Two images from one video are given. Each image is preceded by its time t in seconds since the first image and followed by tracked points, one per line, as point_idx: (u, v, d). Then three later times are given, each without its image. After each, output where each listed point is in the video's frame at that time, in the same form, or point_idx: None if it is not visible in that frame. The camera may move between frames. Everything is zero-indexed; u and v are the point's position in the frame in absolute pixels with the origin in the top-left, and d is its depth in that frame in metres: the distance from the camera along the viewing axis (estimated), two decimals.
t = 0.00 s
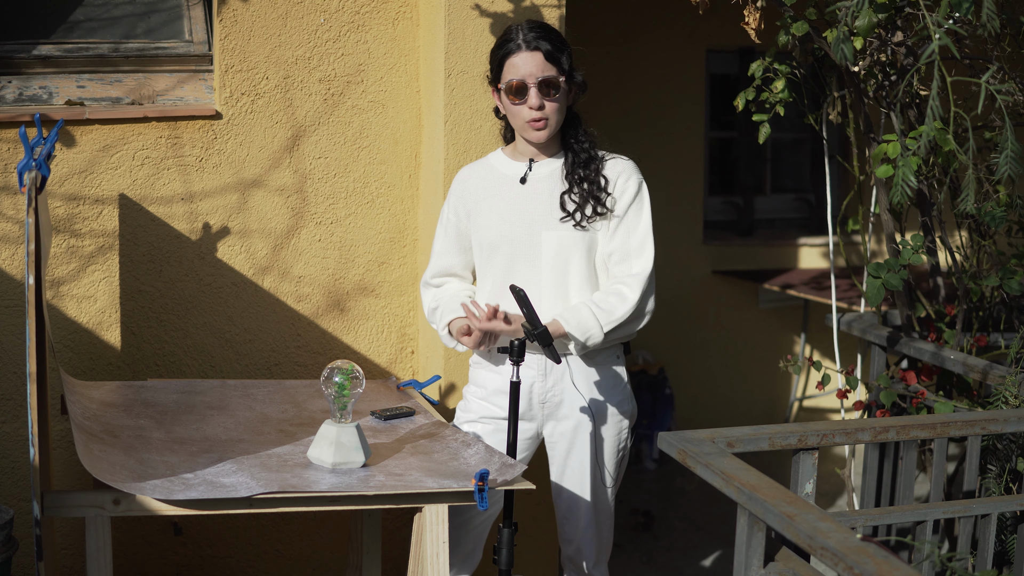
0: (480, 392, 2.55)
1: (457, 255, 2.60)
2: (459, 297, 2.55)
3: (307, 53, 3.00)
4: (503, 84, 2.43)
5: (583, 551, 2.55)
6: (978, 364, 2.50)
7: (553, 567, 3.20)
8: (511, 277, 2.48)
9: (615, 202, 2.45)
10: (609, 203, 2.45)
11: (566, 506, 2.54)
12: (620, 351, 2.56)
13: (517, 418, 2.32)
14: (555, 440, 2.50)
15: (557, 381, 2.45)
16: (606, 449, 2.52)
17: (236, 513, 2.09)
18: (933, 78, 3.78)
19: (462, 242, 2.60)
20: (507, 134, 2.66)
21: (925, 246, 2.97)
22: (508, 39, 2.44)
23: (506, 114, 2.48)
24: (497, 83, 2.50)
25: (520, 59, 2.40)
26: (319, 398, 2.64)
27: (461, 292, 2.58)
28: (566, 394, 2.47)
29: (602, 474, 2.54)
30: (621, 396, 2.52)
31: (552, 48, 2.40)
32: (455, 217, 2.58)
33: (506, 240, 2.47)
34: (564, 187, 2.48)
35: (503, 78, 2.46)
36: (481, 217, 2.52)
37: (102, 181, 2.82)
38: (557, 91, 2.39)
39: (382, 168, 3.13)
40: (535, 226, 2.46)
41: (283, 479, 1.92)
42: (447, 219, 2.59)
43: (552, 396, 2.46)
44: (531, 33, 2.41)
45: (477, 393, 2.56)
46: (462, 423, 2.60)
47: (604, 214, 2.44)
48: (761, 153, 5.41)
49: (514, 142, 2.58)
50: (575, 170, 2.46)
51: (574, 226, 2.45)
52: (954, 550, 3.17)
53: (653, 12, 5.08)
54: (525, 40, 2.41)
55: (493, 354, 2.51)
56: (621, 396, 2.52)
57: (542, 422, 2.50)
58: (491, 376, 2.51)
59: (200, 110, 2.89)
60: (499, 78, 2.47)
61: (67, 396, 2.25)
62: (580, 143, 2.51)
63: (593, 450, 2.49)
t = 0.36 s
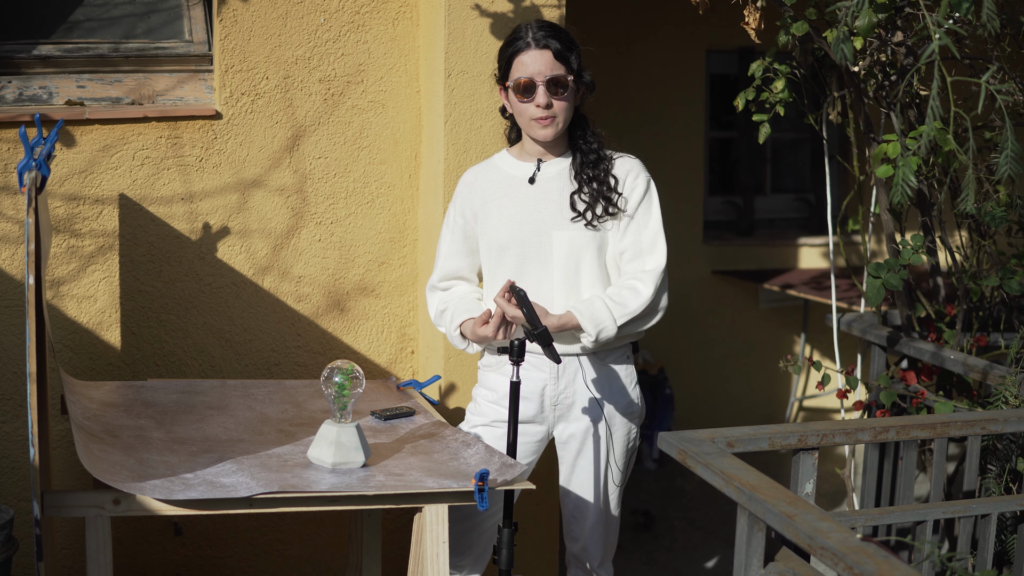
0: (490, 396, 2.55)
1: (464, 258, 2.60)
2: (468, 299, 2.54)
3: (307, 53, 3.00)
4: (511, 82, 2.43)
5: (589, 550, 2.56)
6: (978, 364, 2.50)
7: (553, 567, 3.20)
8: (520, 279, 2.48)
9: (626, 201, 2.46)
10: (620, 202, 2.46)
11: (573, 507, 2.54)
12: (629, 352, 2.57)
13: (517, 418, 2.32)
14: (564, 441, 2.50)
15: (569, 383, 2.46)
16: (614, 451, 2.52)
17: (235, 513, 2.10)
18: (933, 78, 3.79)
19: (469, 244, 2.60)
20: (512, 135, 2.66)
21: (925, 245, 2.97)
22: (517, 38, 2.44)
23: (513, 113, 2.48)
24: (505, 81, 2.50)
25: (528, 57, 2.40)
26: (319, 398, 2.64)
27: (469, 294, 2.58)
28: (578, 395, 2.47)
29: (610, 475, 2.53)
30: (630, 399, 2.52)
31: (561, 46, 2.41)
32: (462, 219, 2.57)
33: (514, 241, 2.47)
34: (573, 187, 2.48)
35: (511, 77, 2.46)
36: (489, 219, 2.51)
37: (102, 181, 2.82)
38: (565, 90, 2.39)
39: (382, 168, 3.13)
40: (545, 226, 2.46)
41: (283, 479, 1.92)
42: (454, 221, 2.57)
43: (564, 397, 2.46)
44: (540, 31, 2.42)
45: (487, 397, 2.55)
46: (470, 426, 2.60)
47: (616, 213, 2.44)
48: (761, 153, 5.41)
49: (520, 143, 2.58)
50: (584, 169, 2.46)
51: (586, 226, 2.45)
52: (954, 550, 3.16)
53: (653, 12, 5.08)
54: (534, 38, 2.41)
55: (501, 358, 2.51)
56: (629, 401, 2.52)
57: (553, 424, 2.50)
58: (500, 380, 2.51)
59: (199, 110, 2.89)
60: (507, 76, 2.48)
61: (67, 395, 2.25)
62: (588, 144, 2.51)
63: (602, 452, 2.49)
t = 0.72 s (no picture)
0: (486, 397, 2.55)
1: (460, 257, 2.60)
2: (463, 297, 2.54)
3: (307, 54, 3.00)
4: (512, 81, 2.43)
5: (587, 550, 2.56)
6: (977, 364, 2.50)
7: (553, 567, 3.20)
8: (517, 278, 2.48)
9: (624, 203, 2.47)
10: (619, 205, 2.46)
11: (570, 507, 2.54)
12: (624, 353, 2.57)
13: (517, 418, 2.32)
14: (560, 442, 2.50)
15: (564, 384, 2.46)
16: (611, 449, 2.52)
17: (235, 512, 2.10)
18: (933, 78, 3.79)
19: (466, 243, 2.60)
20: (513, 134, 2.66)
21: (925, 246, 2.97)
22: (518, 37, 2.44)
23: (514, 112, 2.48)
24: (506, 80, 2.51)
25: (529, 56, 2.40)
26: (319, 398, 2.65)
27: (465, 293, 2.58)
28: (574, 396, 2.47)
29: (607, 474, 2.53)
30: (626, 398, 2.53)
31: (562, 46, 2.41)
32: (460, 217, 2.57)
33: (510, 241, 2.47)
34: (572, 188, 2.48)
35: (512, 76, 2.47)
36: (486, 218, 2.51)
37: (102, 181, 2.82)
38: (565, 90, 2.39)
39: (382, 168, 3.13)
40: (542, 227, 2.46)
41: (284, 479, 1.93)
42: (451, 218, 2.58)
43: (560, 399, 2.46)
44: (542, 31, 2.42)
45: (483, 398, 2.55)
46: (466, 426, 2.60)
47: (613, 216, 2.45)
48: (761, 153, 5.41)
49: (520, 142, 2.58)
50: (584, 170, 2.47)
51: (583, 228, 2.45)
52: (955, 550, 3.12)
53: (653, 13, 5.08)
54: (536, 38, 2.41)
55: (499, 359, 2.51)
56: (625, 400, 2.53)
57: (549, 425, 2.49)
58: (496, 381, 2.51)
59: (200, 110, 2.89)
60: (508, 75, 2.48)
61: (67, 395, 2.25)
62: (588, 145, 2.52)
63: (598, 452, 2.49)
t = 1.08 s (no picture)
0: (486, 396, 2.54)
1: (453, 255, 2.56)
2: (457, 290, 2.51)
3: (307, 53, 3.00)
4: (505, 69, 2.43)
5: (587, 548, 2.57)
6: (977, 364, 2.50)
7: (553, 567, 3.20)
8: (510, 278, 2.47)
9: (617, 213, 2.49)
10: (611, 214, 2.49)
11: (569, 504, 2.54)
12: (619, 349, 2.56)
13: (517, 418, 2.32)
14: (560, 440, 2.50)
15: (564, 380, 2.45)
16: (609, 446, 2.53)
17: (235, 513, 2.10)
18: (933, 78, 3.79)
19: (458, 242, 2.58)
20: (505, 134, 2.66)
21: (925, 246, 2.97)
22: (517, 30, 2.45)
23: (504, 103, 2.47)
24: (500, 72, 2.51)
25: (525, 47, 2.41)
26: (319, 398, 2.65)
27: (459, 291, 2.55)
28: (572, 393, 2.47)
29: (606, 470, 2.54)
30: (624, 393, 2.53)
31: (560, 42, 2.42)
32: (452, 216, 2.56)
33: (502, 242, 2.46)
34: (563, 193, 2.48)
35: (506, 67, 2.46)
36: (478, 218, 2.50)
37: (102, 181, 2.82)
38: (557, 84, 2.38)
39: (382, 168, 3.13)
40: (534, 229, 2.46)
41: (283, 479, 1.92)
42: (442, 218, 2.56)
43: (559, 396, 2.46)
44: (542, 27, 2.43)
45: (482, 397, 2.55)
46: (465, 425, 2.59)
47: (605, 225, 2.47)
48: (761, 152, 5.41)
49: (510, 142, 2.57)
50: (575, 176, 2.48)
51: (575, 233, 2.45)
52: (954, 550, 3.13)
53: (652, 12, 5.08)
54: (535, 31, 2.42)
55: (498, 358, 2.50)
56: (622, 393, 2.53)
57: (548, 421, 2.49)
58: (495, 380, 2.51)
59: (200, 110, 2.89)
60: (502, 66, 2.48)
61: (67, 395, 2.25)
62: (580, 152, 2.52)
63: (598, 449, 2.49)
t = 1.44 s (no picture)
0: (474, 398, 2.53)
1: (441, 254, 2.53)
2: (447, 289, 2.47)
3: (307, 54, 3.00)
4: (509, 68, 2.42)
5: (582, 548, 2.56)
6: (977, 364, 2.50)
7: (553, 567, 3.20)
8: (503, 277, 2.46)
9: (611, 216, 2.51)
10: (606, 217, 2.50)
11: (562, 505, 2.55)
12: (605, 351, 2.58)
13: (517, 418, 2.32)
14: (550, 441, 2.50)
15: (554, 382, 2.45)
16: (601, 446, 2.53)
17: (235, 513, 2.10)
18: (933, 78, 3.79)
19: (446, 240, 2.54)
20: (496, 133, 2.66)
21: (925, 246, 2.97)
22: (523, 29, 2.44)
23: (505, 101, 2.47)
24: (501, 69, 2.50)
25: (531, 48, 2.40)
26: (319, 398, 2.65)
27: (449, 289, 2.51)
28: (562, 394, 2.47)
29: (598, 470, 2.54)
30: (611, 392, 2.54)
31: (566, 45, 2.42)
32: (441, 213, 2.52)
33: (495, 240, 2.46)
34: (558, 193, 2.49)
35: (510, 65, 2.45)
36: (470, 215, 2.49)
37: (102, 181, 2.82)
38: (561, 88, 2.39)
39: (382, 168, 3.13)
40: (528, 228, 2.46)
41: (284, 479, 1.92)
42: (430, 213, 2.52)
43: (549, 397, 2.46)
44: (548, 28, 2.42)
45: (471, 399, 2.54)
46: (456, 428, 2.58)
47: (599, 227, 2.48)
48: (761, 153, 5.41)
49: (503, 140, 2.56)
50: (569, 177, 2.48)
51: (569, 233, 2.46)
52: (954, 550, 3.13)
53: (653, 12, 5.08)
54: (541, 32, 2.41)
55: (489, 360, 2.50)
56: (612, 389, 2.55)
57: (536, 423, 2.49)
58: (486, 382, 2.50)
59: (200, 110, 2.89)
60: (505, 64, 2.47)
61: (67, 395, 2.25)
62: (575, 153, 2.52)
63: (589, 448, 2.50)
